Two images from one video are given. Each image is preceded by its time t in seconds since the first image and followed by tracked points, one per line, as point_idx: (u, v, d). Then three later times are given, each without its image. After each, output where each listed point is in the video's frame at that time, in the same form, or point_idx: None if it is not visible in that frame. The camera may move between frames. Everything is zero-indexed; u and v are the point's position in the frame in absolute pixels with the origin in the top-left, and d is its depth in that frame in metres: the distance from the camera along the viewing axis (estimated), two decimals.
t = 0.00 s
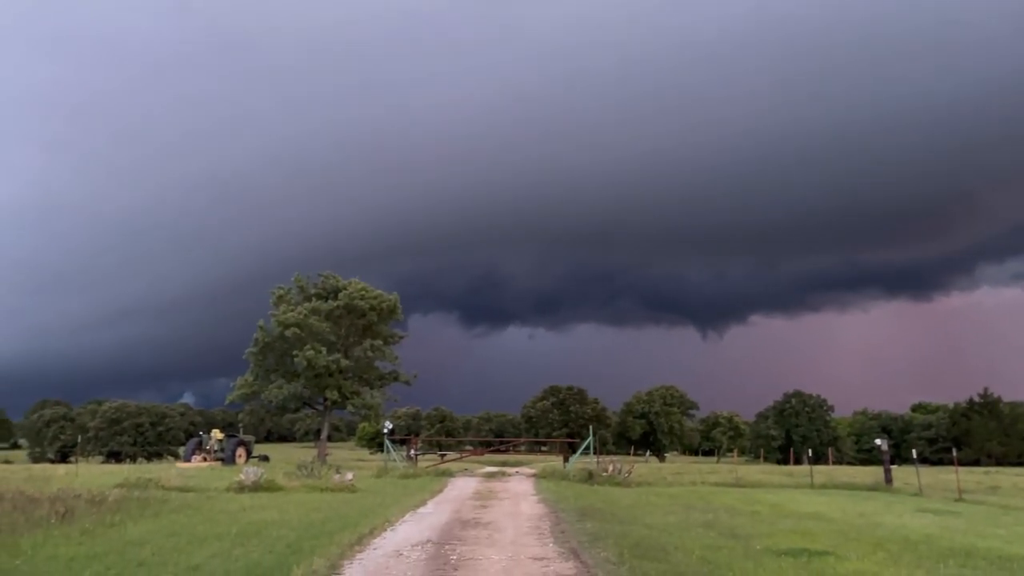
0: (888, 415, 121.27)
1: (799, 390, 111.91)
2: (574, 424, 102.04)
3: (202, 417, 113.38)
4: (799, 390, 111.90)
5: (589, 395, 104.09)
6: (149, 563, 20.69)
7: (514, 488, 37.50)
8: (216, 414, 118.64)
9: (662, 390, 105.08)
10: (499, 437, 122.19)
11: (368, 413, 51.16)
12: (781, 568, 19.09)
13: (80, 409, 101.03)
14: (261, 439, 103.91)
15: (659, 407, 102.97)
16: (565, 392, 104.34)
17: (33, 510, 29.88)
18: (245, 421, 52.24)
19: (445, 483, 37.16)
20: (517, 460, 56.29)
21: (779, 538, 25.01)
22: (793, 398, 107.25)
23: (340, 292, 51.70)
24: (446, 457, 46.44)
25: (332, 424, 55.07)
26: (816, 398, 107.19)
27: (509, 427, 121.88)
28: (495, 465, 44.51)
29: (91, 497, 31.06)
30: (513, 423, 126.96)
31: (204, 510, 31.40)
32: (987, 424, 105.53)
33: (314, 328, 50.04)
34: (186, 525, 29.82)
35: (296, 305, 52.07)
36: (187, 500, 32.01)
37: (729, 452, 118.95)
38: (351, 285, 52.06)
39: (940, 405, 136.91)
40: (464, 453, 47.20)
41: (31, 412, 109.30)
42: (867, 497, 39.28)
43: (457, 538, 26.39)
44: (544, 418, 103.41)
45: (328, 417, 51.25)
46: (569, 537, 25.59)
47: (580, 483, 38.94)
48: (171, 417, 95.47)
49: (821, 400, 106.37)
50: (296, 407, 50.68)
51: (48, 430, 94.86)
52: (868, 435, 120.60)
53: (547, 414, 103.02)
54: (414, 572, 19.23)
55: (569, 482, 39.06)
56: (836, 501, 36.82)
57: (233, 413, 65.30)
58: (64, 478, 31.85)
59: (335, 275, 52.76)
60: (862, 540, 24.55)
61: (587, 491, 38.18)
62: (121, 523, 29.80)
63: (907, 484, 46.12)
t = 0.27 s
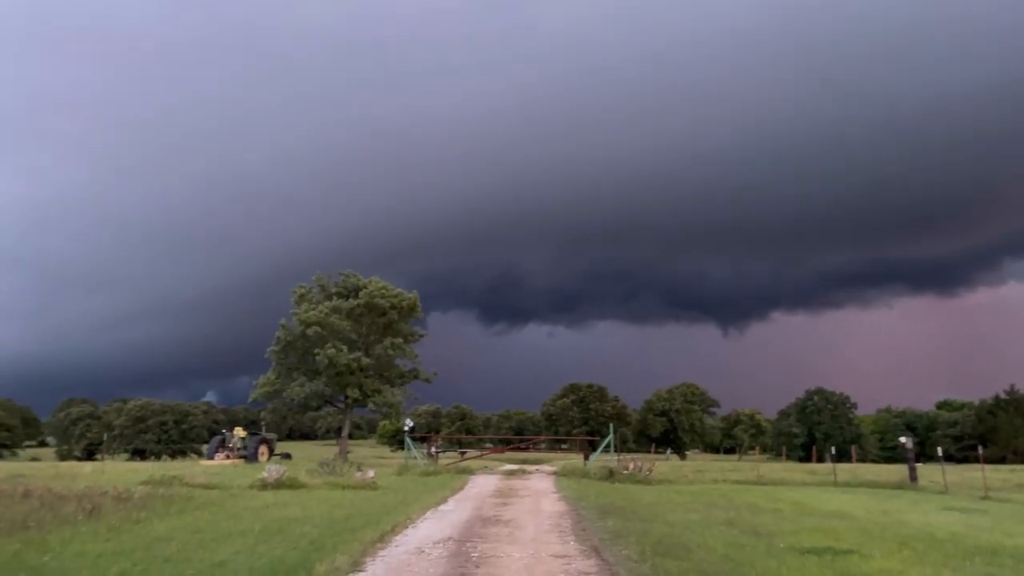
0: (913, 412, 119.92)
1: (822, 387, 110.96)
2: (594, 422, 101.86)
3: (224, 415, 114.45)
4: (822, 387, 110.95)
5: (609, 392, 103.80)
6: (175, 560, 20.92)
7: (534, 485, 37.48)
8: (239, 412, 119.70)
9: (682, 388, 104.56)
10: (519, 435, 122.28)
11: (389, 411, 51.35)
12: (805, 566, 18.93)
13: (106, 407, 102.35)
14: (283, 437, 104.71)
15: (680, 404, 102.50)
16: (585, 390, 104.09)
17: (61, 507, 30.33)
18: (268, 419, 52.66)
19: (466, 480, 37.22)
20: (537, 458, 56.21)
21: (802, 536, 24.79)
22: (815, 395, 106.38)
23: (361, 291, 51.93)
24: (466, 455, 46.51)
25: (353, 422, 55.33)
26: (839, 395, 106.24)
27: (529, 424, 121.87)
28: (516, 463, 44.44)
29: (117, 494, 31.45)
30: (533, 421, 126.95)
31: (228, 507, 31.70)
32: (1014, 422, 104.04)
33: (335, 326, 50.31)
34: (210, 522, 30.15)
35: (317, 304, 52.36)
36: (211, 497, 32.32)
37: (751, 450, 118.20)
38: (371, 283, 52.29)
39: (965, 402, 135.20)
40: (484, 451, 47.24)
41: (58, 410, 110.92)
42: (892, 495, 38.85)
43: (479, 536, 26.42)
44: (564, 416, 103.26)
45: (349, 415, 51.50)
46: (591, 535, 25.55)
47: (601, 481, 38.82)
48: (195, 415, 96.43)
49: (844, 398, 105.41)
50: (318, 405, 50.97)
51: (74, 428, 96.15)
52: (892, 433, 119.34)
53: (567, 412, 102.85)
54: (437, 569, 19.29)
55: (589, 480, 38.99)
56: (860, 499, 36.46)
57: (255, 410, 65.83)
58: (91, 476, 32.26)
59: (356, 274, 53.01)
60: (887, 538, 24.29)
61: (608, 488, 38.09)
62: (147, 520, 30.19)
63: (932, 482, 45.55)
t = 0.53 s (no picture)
0: (938, 410, 118.47)
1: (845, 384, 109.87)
2: (615, 420, 101.60)
3: (247, 414, 115.34)
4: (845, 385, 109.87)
5: (629, 391, 103.40)
6: (200, 557, 21.14)
7: (556, 484, 37.39)
8: (262, 410, 120.66)
9: (704, 386, 103.93)
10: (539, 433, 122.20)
11: (410, 409, 51.53)
12: (830, 566, 18.72)
13: (132, 406, 103.55)
14: (306, 435, 105.37)
15: (702, 403, 101.89)
16: (605, 388, 103.76)
17: (89, 505, 30.76)
18: (290, 417, 53.02)
19: (487, 478, 37.23)
20: (558, 456, 56.13)
21: (826, 535, 24.54)
22: (839, 393, 105.40)
23: (382, 291, 52.11)
24: (487, 453, 46.52)
25: (374, 421, 55.53)
26: (863, 393, 105.16)
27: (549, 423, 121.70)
28: (537, 461, 44.34)
29: (143, 492, 31.81)
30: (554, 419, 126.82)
31: (252, 505, 31.98)
32: None
33: (356, 325, 50.54)
34: (235, 520, 30.44)
35: (338, 303, 52.61)
36: (236, 495, 32.60)
37: (774, 448, 117.31)
38: (391, 283, 52.47)
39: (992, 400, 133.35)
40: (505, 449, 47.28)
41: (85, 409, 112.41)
42: (918, 494, 38.38)
43: (500, 534, 26.43)
44: (585, 415, 102.97)
45: (370, 414, 51.69)
46: (613, 534, 25.45)
47: (622, 479, 38.65)
48: (219, 414, 97.27)
49: (868, 396, 104.33)
50: (339, 403, 51.22)
51: (100, 427, 97.38)
52: (917, 431, 117.97)
53: (588, 410, 102.57)
54: (460, 567, 19.31)
55: (611, 478, 38.84)
56: (886, 497, 36.03)
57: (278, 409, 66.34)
58: (117, 474, 32.62)
59: (376, 273, 53.20)
60: (913, 538, 23.97)
61: (629, 487, 37.95)
62: (173, 518, 30.54)
63: (959, 481, 44.88)
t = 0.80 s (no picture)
0: (965, 407, 116.95)
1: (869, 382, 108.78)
2: (636, 419, 101.28)
3: (270, 413, 116.25)
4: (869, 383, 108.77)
5: (650, 389, 103.07)
6: (223, 554, 21.32)
7: (577, 482, 37.35)
8: (284, 409, 121.50)
9: (725, 384, 103.38)
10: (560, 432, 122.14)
11: (431, 408, 51.68)
12: (855, 565, 18.51)
13: (156, 405, 104.70)
14: (328, 434, 105.94)
15: (723, 401, 101.37)
16: (626, 386, 103.54)
17: (115, 503, 31.15)
18: (313, 416, 53.35)
19: (508, 477, 37.26)
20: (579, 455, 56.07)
21: (851, 534, 24.32)
22: (863, 391, 104.38)
23: (402, 290, 52.27)
24: (508, 451, 46.57)
25: (396, 420, 55.76)
26: (887, 391, 104.09)
27: (570, 422, 121.57)
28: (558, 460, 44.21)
29: (168, 490, 32.16)
30: (575, 418, 126.57)
31: (275, 503, 32.24)
32: None
33: (377, 324, 50.77)
34: (258, 518, 30.69)
35: (359, 302, 52.84)
36: (259, 493, 32.89)
37: (797, 447, 116.38)
38: (411, 282, 52.63)
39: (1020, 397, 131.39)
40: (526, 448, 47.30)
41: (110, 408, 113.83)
42: (944, 492, 37.92)
43: (522, 532, 26.43)
44: (606, 413, 102.72)
45: (392, 412, 51.93)
46: (635, 532, 25.37)
47: (644, 478, 38.54)
48: (242, 413, 98.15)
49: (893, 393, 103.25)
50: (361, 402, 51.50)
51: (125, 427, 98.60)
52: (943, 429, 116.51)
53: (609, 409, 102.32)
54: (481, 565, 19.30)
55: (632, 476, 38.73)
56: (911, 496, 35.63)
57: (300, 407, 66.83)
58: (143, 472, 33.02)
59: (396, 272, 53.39)
60: (940, 537, 23.68)
61: (651, 485, 37.84)
62: (197, 516, 30.86)
63: (987, 480, 44.26)
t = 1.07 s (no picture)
0: (992, 405, 115.31)
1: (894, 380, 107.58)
2: (658, 417, 100.94)
3: (293, 412, 117.19)
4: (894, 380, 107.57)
5: (672, 387, 102.70)
6: (248, 552, 21.53)
7: (599, 481, 37.28)
8: (306, 408, 122.38)
9: (748, 382, 102.73)
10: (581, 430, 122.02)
11: (451, 407, 51.86)
12: (879, 564, 18.34)
13: (181, 404, 105.90)
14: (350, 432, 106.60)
15: (746, 399, 100.77)
16: (648, 384, 103.28)
17: (142, 501, 31.56)
18: (335, 414, 53.70)
19: (530, 475, 37.28)
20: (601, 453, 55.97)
21: (876, 533, 24.06)
22: (888, 389, 103.24)
23: (423, 289, 52.41)
24: (529, 450, 46.58)
25: (417, 418, 55.98)
26: (913, 388, 102.87)
27: (591, 420, 121.41)
28: (579, 458, 44.11)
29: (194, 488, 32.53)
30: (595, 416, 126.37)
31: (299, 502, 32.51)
32: None
33: (398, 323, 50.97)
34: (282, 516, 30.98)
35: (381, 301, 53.05)
36: (283, 491, 33.17)
37: (821, 445, 115.38)
38: (432, 281, 52.76)
39: None
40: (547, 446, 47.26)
41: (136, 407, 115.32)
42: (972, 491, 37.40)
43: (543, 531, 26.44)
44: (627, 412, 102.44)
45: (413, 411, 52.14)
46: (657, 531, 25.30)
47: (666, 476, 38.40)
48: (265, 412, 99.07)
49: (918, 391, 102.03)
50: (383, 401, 51.75)
51: (151, 425, 99.90)
52: (970, 427, 114.96)
53: (630, 407, 102.05)
54: (502, 563, 19.35)
55: (654, 475, 38.60)
56: (938, 495, 35.18)
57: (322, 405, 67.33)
58: (168, 470, 33.42)
59: (417, 271, 53.55)
60: (967, 536, 23.36)
61: (673, 484, 37.69)
62: (222, 514, 31.22)
63: (1015, 478, 43.58)
